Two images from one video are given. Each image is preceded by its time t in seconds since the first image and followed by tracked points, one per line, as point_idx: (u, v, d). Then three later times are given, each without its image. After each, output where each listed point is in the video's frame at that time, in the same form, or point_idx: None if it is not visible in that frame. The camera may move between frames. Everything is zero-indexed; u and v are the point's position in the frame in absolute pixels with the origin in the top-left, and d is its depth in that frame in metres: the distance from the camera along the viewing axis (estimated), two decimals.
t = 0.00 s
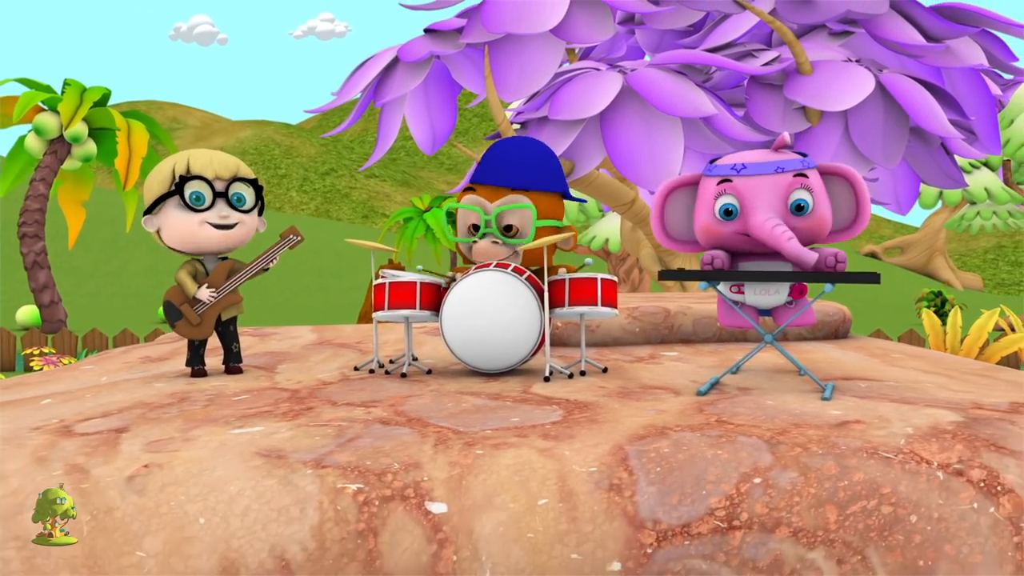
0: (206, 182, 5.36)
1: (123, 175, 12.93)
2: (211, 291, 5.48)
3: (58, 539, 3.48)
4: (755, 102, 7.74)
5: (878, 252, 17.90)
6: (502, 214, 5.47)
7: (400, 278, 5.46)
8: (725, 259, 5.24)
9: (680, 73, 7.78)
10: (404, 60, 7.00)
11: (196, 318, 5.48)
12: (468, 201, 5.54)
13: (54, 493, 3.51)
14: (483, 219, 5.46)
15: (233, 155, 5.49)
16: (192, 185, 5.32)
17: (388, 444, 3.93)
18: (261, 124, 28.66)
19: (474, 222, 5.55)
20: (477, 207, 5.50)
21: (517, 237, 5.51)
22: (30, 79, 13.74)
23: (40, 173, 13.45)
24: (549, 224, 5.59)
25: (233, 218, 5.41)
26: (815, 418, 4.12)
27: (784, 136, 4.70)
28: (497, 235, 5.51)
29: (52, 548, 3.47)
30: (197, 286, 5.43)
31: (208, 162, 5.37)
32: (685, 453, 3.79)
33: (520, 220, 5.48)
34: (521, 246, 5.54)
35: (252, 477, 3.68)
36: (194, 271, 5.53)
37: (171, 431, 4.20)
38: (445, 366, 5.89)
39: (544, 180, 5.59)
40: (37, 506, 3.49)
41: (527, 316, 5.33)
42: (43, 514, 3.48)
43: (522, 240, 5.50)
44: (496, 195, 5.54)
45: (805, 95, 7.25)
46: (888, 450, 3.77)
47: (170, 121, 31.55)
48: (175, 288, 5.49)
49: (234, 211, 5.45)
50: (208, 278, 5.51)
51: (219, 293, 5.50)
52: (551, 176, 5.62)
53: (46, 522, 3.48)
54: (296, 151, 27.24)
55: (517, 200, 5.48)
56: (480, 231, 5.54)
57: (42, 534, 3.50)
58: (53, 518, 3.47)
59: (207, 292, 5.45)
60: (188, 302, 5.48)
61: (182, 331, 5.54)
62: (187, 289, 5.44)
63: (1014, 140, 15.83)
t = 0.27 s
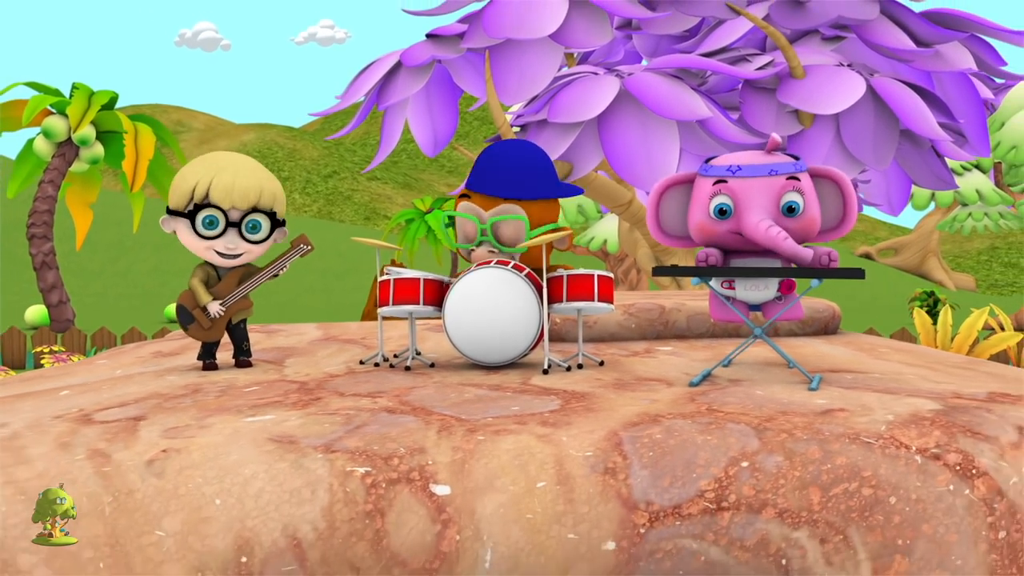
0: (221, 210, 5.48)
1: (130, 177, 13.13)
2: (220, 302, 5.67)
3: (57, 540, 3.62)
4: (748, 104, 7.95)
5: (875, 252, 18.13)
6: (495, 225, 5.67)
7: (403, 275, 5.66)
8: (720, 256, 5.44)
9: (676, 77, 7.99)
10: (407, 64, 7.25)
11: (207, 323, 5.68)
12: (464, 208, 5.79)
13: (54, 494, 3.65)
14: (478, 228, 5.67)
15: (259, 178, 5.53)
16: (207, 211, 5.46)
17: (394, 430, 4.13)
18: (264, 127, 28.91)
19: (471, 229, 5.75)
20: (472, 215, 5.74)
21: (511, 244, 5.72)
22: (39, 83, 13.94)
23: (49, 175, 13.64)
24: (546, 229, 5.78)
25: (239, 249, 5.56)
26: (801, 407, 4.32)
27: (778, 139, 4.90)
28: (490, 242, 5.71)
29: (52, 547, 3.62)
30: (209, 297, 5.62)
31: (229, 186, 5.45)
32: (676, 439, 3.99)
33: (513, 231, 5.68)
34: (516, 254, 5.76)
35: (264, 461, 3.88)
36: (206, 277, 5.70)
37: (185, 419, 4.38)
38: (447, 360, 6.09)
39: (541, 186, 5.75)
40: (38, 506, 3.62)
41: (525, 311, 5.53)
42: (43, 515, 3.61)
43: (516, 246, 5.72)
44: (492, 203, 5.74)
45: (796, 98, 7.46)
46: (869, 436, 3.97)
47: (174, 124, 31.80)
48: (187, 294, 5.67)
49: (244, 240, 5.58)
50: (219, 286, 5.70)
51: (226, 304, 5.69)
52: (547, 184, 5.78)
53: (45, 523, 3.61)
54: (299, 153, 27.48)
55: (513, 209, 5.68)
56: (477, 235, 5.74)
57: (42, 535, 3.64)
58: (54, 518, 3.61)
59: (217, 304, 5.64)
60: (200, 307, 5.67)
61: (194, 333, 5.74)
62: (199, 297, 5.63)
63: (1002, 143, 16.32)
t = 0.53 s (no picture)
0: (229, 183, 5.72)
1: (137, 179, 13.33)
2: (231, 287, 5.85)
3: (56, 540, 3.79)
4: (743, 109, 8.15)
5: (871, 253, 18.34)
6: (509, 202, 5.82)
7: (407, 272, 5.83)
8: (713, 253, 5.61)
9: (673, 81, 8.17)
10: (410, 68, 7.38)
11: (218, 311, 5.86)
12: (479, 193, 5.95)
13: (54, 493, 3.80)
14: (493, 206, 5.81)
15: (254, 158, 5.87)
16: (215, 187, 5.69)
17: (399, 419, 4.31)
18: (267, 130, 29.17)
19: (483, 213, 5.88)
20: (486, 196, 5.89)
21: (522, 224, 5.83)
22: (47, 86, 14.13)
23: (57, 177, 13.82)
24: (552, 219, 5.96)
25: (251, 218, 5.77)
26: (790, 397, 4.50)
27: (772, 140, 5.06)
28: (503, 221, 5.83)
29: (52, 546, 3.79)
30: (220, 281, 5.79)
31: (231, 163, 5.75)
32: (669, 426, 4.18)
33: (525, 209, 5.82)
34: (526, 232, 5.86)
35: (276, 447, 4.06)
36: (215, 267, 5.90)
37: (199, 409, 4.56)
38: (450, 354, 6.27)
39: (552, 176, 6.05)
40: (39, 506, 3.78)
41: (524, 307, 5.72)
42: (44, 513, 3.77)
43: (528, 224, 5.82)
44: (507, 186, 5.95)
45: (788, 101, 7.63)
46: (854, 424, 4.14)
47: (178, 126, 32.07)
48: (198, 283, 5.86)
49: (253, 212, 5.81)
50: (229, 273, 5.89)
51: (238, 288, 5.87)
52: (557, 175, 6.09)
53: (45, 523, 3.77)
54: (302, 155, 27.72)
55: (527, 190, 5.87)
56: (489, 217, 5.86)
57: (42, 534, 3.80)
58: (54, 517, 3.77)
59: (228, 287, 5.82)
60: (210, 295, 5.86)
61: (204, 322, 5.91)
62: (209, 284, 5.83)
63: (993, 146, 17.12)
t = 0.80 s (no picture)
0: (243, 198, 5.89)
1: (145, 182, 13.57)
2: (241, 290, 6.08)
3: (56, 539, 3.95)
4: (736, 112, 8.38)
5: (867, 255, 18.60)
6: (510, 200, 6.07)
7: (411, 269, 6.06)
8: (705, 248, 5.84)
9: (668, 85, 8.41)
10: (412, 73, 7.62)
11: (229, 311, 6.11)
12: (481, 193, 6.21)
13: (53, 494, 3.98)
14: (495, 203, 6.06)
15: (274, 170, 5.98)
16: (229, 200, 5.87)
17: (405, 406, 4.54)
18: (272, 134, 29.50)
19: (485, 210, 6.13)
20: (487, 195, 6.14)
21: (523, 220, 6.06)
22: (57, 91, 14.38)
23: (67, 179, 14.06)
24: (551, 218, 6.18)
25: (261, 234, 5.97)
26: (776, 385, 4.73)
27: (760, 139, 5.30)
28: (504, 218, 6.07)
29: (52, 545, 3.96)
30: (230, 285, 6.02)
31: (249, 177, 5.88)
32: (661, 412, 4.40)
33: (526, 207, 6.06)
34: (527, 229, 6.08)
35: (288, 432, 4.29)
36: (227, 268, 6.13)
37: (214, 397, 4.78)
38: (453, 348, 6.50)
39: (552, 178, 6.29)
40: (39, 507, 3.97)
41: (524, 301, 5.95)
42: (43, 514, 3.96)
43: (528, 223, 6.04)
44: (508, 185, 6.21)
45: (780, 105, 7.86)
46: (836, 410, 4.37)
47: (183, 129, 32.41)
48: (211, 283, 6.10)
49: (265, 226, 6.00)
50: (240, 275, 6.11)
51: (248, 292, 6.10)
52: (557, 178, 6.33)
53: (45, 524, 3.95)
54: (305, 159, 28.02)
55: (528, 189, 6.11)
56: (490, 215, 6.10)
57: (42, 534, 3.97)
58: (54, 518, 3.95)
59: (238, 291, 6.04)
60: (221, 296, 6.09)
61: (216, 320, 6.17)
62: (221, 286, 6.06)
63: (982, 149, 17.34)
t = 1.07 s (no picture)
0: (254, 194, 6.15)
1: (154, 185, 13.84)
2: (253, 284, 6.32)
3: (56, 539, 4.12)
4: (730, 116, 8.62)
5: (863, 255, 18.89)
6: (500, 216, 6.33)
7: (415, 266, 6.31)
8: (699, 246, 6.06)
9: (664, 90, 8.66)
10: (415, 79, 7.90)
11: (241, 304, 6.35)
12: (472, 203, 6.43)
13: (54, 494, 4.14)
14: (486, 219, 6.33)
15: (283, 169, 6.27)
16: (241, 197, 6.13)
17: (410, 393, 4.78)
18: (276, 138, 29.85)
19: (477, 220, 6.41)
20: (479, 208, 6.39)
21: (513, 234, 6.34)
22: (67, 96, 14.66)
23: (77, 182, 14.35)
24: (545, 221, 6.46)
25: (272, 229, 6.21)
26: (763, 374, 4.97)
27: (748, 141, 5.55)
28: (496, 231, 6.37)
29: (52, 545, 4.13)
30: (243, 280, 6.27)
31: (259, 174, 6.17)
32: (653, 399, 4.65)
33: (515, 223, 6.32)
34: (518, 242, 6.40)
35: (300, 417, 4.53)
36: (239, 264, 6.37)
37: (229, 386, 5.03)
38: (455, 342, 6.75)
39: (540, 183, 6.46)
40: (40, 507, 4.13)
41: (524, 297, 6.19)
42: (43, 514, 4.12)
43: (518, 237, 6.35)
44: (497, 198, 6.43)
45: (772, 109, 8.11)
46: (819, 397, 4.61)
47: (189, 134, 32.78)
48: (223, 278, 6.34)
49: (275, 222, 6.25)
50: (252, 271, 6.36)
51: (259, 286, 6.34)
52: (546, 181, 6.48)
53: (46, 524, 4.12)
54: (309, 162, 28.36)
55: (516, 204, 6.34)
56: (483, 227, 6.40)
57: (42, 534, 4.14)
58: (54, 517, 4.12)
59: (250, 285, 6.28)
60: (234, 290, 6.34)
61: (228, 315, 6.40)
62: (233, 280, 6.30)
63: (971, 153, 17.71)
